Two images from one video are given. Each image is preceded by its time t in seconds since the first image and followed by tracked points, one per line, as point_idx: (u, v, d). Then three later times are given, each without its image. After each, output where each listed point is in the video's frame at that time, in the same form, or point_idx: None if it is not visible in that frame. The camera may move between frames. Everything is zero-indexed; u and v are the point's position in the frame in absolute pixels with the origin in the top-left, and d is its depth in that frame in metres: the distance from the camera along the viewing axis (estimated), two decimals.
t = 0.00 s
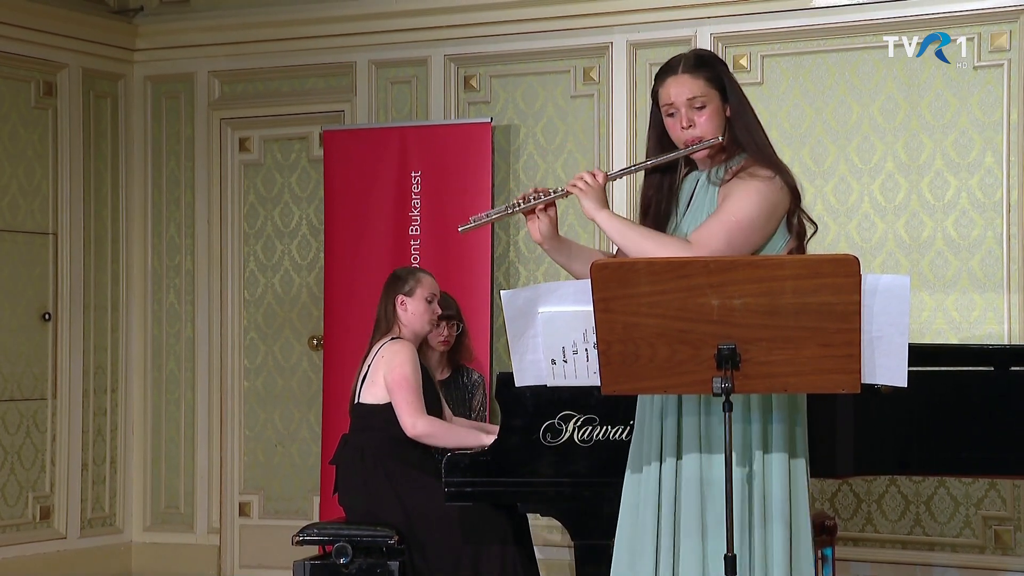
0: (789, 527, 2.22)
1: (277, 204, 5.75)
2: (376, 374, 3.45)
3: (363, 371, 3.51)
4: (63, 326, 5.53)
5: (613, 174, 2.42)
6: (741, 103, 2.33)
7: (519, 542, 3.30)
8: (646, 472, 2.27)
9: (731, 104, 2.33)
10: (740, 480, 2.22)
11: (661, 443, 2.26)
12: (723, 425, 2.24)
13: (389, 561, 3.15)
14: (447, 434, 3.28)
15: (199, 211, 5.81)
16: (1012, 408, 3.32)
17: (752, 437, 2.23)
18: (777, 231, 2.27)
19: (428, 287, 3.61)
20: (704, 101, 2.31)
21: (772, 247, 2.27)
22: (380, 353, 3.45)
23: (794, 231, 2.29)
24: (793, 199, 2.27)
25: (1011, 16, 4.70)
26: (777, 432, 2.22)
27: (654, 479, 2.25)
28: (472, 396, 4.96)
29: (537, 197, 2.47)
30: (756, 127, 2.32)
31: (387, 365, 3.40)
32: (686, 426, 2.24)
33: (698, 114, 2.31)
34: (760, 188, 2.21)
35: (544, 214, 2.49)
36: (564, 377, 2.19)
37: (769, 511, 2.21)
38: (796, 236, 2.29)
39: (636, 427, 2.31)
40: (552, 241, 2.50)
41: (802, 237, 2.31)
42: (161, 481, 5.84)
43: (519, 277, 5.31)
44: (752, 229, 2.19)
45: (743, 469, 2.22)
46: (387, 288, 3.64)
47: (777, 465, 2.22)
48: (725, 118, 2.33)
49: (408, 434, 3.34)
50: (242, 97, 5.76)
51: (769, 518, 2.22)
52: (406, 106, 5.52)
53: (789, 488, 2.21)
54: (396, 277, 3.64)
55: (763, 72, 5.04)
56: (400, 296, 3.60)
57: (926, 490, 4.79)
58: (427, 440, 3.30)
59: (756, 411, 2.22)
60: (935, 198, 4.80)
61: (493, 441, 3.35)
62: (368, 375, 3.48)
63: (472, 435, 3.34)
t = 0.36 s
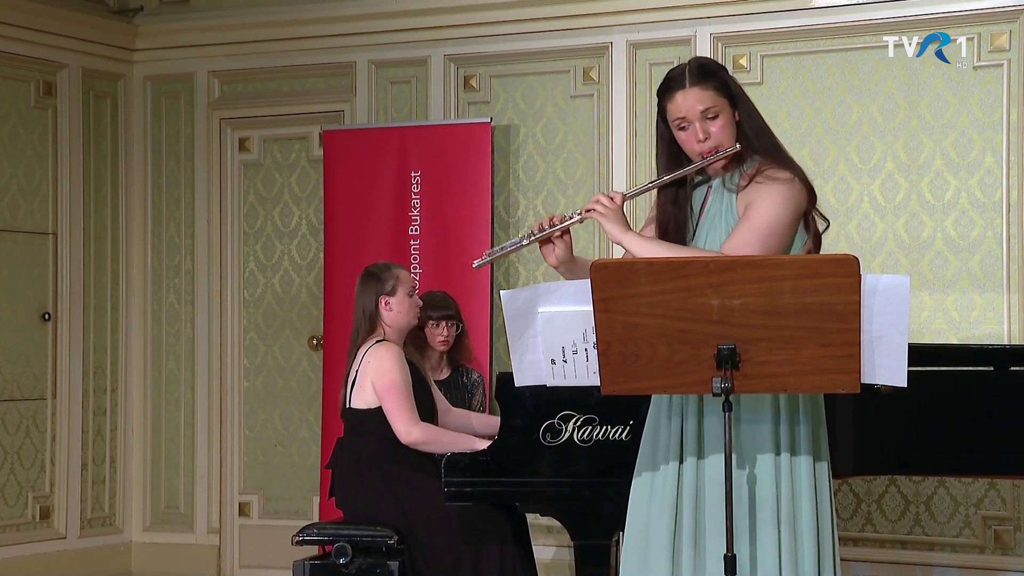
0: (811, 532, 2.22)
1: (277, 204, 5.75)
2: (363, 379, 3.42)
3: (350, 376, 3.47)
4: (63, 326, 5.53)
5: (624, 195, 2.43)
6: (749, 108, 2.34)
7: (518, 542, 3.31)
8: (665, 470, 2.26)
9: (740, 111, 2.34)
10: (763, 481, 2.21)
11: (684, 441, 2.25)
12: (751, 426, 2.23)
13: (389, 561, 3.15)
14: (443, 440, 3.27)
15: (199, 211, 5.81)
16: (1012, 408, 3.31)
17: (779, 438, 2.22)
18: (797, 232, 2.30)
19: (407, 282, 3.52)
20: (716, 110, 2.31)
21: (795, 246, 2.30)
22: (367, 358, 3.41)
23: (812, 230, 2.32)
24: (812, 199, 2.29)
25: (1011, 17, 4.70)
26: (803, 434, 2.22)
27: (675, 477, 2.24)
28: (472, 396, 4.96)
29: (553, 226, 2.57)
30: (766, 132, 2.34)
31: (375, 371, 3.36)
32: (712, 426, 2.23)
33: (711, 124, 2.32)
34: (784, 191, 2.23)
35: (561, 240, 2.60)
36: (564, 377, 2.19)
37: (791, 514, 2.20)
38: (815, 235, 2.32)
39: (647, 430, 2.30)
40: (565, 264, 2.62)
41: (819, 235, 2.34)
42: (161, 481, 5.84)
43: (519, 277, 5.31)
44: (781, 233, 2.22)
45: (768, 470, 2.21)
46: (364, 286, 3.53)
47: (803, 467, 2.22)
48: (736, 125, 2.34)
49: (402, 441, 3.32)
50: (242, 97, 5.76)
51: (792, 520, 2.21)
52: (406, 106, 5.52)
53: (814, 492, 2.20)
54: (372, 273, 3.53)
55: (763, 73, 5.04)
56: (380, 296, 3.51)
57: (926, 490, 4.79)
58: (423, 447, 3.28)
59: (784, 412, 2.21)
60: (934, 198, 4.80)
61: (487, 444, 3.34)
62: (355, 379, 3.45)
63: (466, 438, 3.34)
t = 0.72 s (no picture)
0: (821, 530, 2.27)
1: (277, 204, 5.74)
2: (358, 382, 3.42)
3: (347, 377, 3.48)
4: (62, 326, 5.53)
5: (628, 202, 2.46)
6: (751, 113, 2.40)
7: (518, 541, 3.31)
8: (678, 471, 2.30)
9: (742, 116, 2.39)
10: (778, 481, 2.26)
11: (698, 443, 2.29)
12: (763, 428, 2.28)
13: (389, 561, 3.15)
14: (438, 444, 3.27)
15: (199, 211, 5.81)
16: (1013, 409, 3.30)
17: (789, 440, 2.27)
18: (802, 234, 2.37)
19: (405, 283, 3.50)
20: (721, 115, 2.36)
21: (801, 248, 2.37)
22: (360, 361, 3.41)
23: (815, 232, 2.38)
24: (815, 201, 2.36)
25: (1011, 17, 4.70)
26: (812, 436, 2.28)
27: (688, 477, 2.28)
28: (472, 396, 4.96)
29: (556, 236, 2.62)
30: (768, 136, 2.40)
31: (369, 373, 3.35)
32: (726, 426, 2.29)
33: (716, 129, 2.37)
34: (792, 193, 2.30)
35: (563, 252, 2.65)
36: (564, 377, 2.19)
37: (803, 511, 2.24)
38: (818, 237, 2.39)
39: (644, 434, 2.34)
40: (567, 275, 2.67)
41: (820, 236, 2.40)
42: (161, 481, 5.84)
43: (519, 277, 5.31)
44: (790, 235, 2.28)
45: (782, 471, 2.25)
46: (361, 287, 3.53)
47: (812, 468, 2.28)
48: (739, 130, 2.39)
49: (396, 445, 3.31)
50: (242, 96, 5.76)
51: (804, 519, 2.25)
52: (406, 106, 5.52)
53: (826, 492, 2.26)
54: (369, 274, 3.52)
55: (763, 73, 5.04)
56: (376, 297, 3.50)
57: (926, 490, 4.79)
58: (417, 451, 3.28)
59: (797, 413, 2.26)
60: (934, 198, 4.80)
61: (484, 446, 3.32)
62: (351, 382, 3.45)
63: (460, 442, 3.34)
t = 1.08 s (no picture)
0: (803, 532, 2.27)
1: (276, 204, 5.74)
2: (372, 375, 3.41)
3: (359, 371, 3.48)
4: (62, 326, 5.53)
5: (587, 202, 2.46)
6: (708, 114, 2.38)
7: (517, 541, 3.31)
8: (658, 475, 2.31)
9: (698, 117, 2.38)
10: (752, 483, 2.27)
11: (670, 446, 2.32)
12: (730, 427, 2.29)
13: (389, 561, 3.15)
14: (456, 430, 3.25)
15: (199, 211, 5.81)
16: (1013, 408, 3.29)
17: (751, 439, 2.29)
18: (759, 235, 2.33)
19: (430, 289, 3.55)
20: (673, 117, 2.36)
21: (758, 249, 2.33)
22: (376, 354, 3.41)
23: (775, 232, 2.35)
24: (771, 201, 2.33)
25: (1011, 16, 4.70)
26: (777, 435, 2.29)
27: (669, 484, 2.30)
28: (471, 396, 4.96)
29: (517, 233, 2.60)
30: (725, 136, 2.38)
31: (386, 367, 3.37)
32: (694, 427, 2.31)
33: (669, 130, 2.36)
34: (743, 195, 2.27)
35: (526, 249, 2.63)
36: (563, 377, 2.19)
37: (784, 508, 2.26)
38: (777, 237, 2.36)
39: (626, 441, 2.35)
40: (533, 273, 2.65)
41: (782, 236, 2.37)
42: (160, 481, 5.84)
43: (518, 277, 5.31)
44: (740, 237, 2.25)
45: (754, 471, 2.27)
46: (387, 284, 3.57)
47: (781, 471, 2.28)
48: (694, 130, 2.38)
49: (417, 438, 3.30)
50: (242, 97, 5.76)
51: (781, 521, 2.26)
52: (406, 106, 5.52)
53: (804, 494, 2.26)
54: (398, 274, 3.57)
55: (763, 73, 5.04)
56: (400, 296, 3.54)
57: (926, 490, 4.79)
58: (437, 440, 3.26)
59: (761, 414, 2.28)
60: (934, 198, 4.80)
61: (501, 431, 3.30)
62: (363, 376, 3.45)
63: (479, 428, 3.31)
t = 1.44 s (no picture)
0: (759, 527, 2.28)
1: (276, 204, 5.74)
2: (382, 375, 3.43)
3: (370, 370, 3.50)
4: (62, 326, 5.53)
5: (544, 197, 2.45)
6: (661, 110, 2.32)
7: (519, 542, 3.27)
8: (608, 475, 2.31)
9: (650, 113, 2.33)
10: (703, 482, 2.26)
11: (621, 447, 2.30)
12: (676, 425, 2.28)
13: (389, 561, 3.15)
14: (455, 440, 3.25)
15: (199, 211, 5.81)
16: (1012, 409, 3.27)
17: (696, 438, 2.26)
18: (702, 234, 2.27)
19: (454, 300, 3.65)
20: (622, 114, 2.32)
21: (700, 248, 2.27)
22: (389, 354, 3.43)
23: (720, 232, 2.28)
24: (716, 200, 2.26)
25: (1011, 16, 4.70)
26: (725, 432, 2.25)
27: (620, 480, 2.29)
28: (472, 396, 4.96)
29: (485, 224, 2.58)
30: (678, 132, 2.32)
31: (394, 369, 3.38)
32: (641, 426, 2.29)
33: (619, 128, 2.33)
34: (684, 194, 2.22)
35: (493, 241, 2.58)
36: (563, 377, 2.19)
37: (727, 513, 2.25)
38: (723, 237, 2.28)
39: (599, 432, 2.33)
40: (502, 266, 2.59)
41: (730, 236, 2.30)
42: (160, 481, 5.83)
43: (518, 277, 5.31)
44: (677, 237, 2.20)
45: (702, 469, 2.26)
46: (413, 287, 3.65)
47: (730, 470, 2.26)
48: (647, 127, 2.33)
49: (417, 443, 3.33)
50: (242, 97, 5.76)
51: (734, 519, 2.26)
52: (405, 106, 5.52)
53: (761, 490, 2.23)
54: (425, 279, 3.65)
55: (762, 73, 5.04)
56: (423, 300, 3.62)
57: (926, 490, 4.79)
58: (436, 448, 3.28)
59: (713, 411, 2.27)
60: (934, 198, 4.81)
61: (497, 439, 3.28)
62: (375, 375, 3.46)
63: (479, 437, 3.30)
